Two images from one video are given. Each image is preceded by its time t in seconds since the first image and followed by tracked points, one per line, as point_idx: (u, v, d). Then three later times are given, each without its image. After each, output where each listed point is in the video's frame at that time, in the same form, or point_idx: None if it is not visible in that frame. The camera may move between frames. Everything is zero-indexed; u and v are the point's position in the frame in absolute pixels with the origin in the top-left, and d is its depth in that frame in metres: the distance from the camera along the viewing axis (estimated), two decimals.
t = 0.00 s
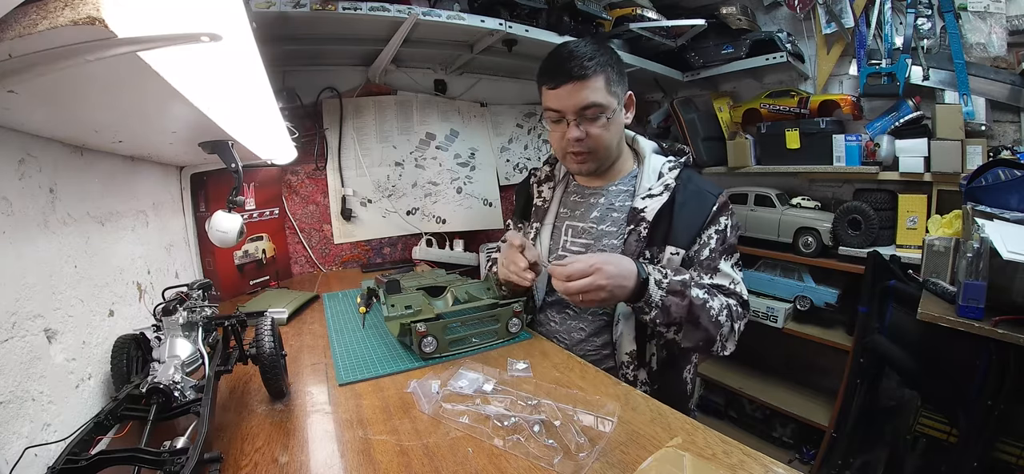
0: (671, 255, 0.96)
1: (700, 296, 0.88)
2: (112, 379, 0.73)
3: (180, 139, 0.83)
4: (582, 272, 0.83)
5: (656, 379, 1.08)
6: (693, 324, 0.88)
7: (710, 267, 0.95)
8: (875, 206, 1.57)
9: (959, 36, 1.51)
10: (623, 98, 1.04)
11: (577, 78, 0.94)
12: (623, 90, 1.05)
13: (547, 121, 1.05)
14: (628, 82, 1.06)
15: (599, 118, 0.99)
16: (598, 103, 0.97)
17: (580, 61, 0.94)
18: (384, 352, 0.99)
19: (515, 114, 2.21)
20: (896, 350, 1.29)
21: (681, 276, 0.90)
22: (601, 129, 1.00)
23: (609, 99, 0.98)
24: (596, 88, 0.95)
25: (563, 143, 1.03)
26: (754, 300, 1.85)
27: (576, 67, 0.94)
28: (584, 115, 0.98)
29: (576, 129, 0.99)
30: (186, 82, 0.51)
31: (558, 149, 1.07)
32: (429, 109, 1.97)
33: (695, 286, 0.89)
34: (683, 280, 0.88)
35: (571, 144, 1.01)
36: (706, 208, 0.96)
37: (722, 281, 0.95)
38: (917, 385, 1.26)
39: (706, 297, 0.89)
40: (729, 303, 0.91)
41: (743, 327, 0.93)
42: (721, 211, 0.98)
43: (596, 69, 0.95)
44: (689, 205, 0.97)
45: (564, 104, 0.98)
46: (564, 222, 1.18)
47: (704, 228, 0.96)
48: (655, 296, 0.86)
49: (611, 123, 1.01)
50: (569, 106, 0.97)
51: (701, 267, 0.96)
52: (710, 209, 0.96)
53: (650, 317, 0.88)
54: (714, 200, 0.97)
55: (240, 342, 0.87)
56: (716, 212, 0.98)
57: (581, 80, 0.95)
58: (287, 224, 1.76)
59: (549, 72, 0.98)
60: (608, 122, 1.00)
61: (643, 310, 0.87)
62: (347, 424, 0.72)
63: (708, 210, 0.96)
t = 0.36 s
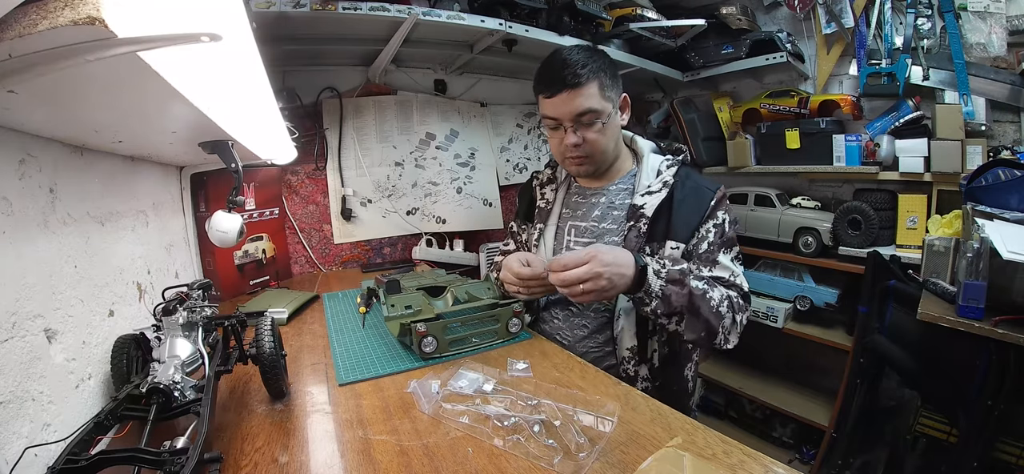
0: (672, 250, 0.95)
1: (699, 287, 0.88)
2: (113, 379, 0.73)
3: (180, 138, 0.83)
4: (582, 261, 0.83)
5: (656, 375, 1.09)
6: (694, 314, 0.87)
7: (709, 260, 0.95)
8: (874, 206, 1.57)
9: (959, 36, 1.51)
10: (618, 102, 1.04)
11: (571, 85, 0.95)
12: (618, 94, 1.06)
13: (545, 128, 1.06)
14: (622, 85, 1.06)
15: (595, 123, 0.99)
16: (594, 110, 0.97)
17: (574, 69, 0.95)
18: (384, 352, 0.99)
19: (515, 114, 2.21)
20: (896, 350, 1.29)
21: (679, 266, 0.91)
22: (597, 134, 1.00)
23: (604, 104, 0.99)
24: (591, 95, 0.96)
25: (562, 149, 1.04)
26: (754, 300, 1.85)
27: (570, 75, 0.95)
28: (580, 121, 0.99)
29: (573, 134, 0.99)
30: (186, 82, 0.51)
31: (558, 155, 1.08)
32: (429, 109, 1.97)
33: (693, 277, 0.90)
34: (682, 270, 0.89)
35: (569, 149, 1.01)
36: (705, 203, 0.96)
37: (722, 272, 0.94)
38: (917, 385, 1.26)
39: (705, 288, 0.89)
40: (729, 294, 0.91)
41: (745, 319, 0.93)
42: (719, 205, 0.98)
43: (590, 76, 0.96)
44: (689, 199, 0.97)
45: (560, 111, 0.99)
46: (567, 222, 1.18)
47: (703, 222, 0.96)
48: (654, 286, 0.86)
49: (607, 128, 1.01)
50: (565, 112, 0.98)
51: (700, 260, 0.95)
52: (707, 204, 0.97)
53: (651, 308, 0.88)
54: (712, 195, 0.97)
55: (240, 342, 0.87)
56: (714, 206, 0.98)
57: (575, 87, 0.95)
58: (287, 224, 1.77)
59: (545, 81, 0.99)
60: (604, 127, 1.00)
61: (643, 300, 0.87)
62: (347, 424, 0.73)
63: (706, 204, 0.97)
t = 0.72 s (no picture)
0: (668, 252, 0.96)
1: (691, 299, 0.88)
2: (113, 379, 0.73)
3: (180, 139, 0.83)
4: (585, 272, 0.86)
5: (654, 374, 1.08)
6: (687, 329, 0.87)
7: (704, 265, 0.96)
8: (874, 206, 1.57)
9: (959, 36, 1.51)
10: (613, 99, 1.05)
11: (564, 79, 0.96)
12: (614, 91, 1.06)
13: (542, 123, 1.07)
14: (619, 84, 1.06)
15: (588, 117, 0.99)
16: (585, 102, 0.97)
17: (567, 64, 0.96)
18: (384, 352, 0.99)
19: (515, 114, 2.21)
20: (895, 350, 1.29)
21: (671, 281, 0.91)
22: (590, 127, 1.00)
23: (597, 98, 0.99)
24: (584, 88, 0.97)
25: (556, 143, 1.04)
26: (754, 300, 1.85)
27: (564, 69, 0.96)
28: (573, 114, 0.99)
29: (566, 127, 1.00)
30: (186, 82, 0.51)
31: (553, 150, 1.08)
32: (429, 109, 1.97)
33: (686, 289, 0.90)
34: (674, 285, 0.89)
35: (562, 143, 1.02)
36: (701, 205, 0.96)
37: (717, 279, 0.95)
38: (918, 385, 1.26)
39: (698, 300, 0.89)
40: (722, 303, 0.91)
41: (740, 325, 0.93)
42: (716, 208, 0.97)
43: (583, 70, 0.97)
44: (683, 203, 0.97)
45: (553, 105, 1.00)
46: (565, 222, 1.18)
47: (699, 225, 0.96)
48: (646, 304, 0.87)
49: (600, 121, 1.01)
50: (557, 106, 0.99)
51: (696, 266, 0.96)
52: (705, 205, 0.96)
53: (644, 326, 0.89)
54: (710, 198, 0.96)
55: (240, 342, 0.87)
56: (712, 209, 0.97)
57: (569, 80, 0.96)
58: (287, 224, 1.76)
59: (540, 76, 1.00)
60: (597, 121, 1.00)
61: (637, 319, 0.88)
62: (347, 424, 0.73)
63: (703, 206, 0.96)
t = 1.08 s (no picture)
0: (668, 252, 0.96)
1: (689, 299, 0.88)
2: (113, 379, 0.73)
3: (181, 139, 0.83)
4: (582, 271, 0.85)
5: (653, 374, 1.07)
6: (685, 329, 0.87)
7: (703, 264, 0.95)
8: (874, 206, 1.57)
9: (959, 36, 1.51)
10: (614, 100, 1.04)
11: (564, 81, 0.96)
12: (614, 92, 1.05)
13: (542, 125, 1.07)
14: (619, 84, 1.06)
15: (589, 119, 0.99)
16: (586, 105, 0.97)
17: (567, 66, 0.96)
18: (384, 352, 0.99)
19: (515, 114, 2.22)
20: (895, 350, 1.30)
21: (669, 281, 0.90)
22: (591, 129, 1.00)
23: (598, 100, 0.99)
24: (583, 90, 0.97)
25: (557, 145, 1.04)
26: (754, 300, 1.85)
27: (564, 71, 0.96)
28: (573, 116, 0.99)
29: (567, 130, 1.00)
30: (186, 82, 0.51)
31: (553, 152, 1.08)
32: (429, 109, 1.97)
33: (684, 290, 0.90)
34: (672, 285, 0.89)
35: (563, 145, 1.02)
36: (702, 205, 0.96)
37: (716, 278, 0.94)
38: (918, 385, 1.26)
39: (696, 299, 0.89)
40: (721, 302, 0.91)
41: (738, 325, 0.92)
42: (716, 208, 0.97)
43: (583, 72, 0.97)
44: (684, 203, 0.97)
45: (553, 107, 1.00)
46: (566, 221, 1.18)
47: (700, 225, 0.96)
48: (644, 304, 0.86)
49: (601, 123, 1.01)
50: (558, 108, 0.99)
51: (695, 264, 0.96)
52: (705, 206, 0.96)
53: (642, 326, 0.88)
54: (710, 198, 0.97)
55: (240, 342, 0.87)
56: (712, 209, 0.97)
57: (568, 83, 0.96)
58: (287, 224, 1.76)
59: (540, 78, 1.01)
60: (598, 122, 1.00)
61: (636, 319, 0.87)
62: (347, 424, 0.73)
63: (703, 206, 0.96)
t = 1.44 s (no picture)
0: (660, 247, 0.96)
1: (659, 298, 0.81)
2: (113, 379, 0.73)
3: (181, 139, 0.83)
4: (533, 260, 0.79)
5: (651, 373, 1.06)
6: (652, 328, 0.80)
7: (687, 255, 0.91)
8: (874, 206, 1.57)
9: (959, 36, 1.51)
10: (631, 94, 1.04)
11: (581, 70, 0.97)
12: (632, 87, 1.06)
13: (558, 113, 1.07)
14: (637, 80, 1.07)
15: (604, 109, 0.99)
16: (601, 94, 0.97)
17: (585, 55, 0.97)
18: (385, 352, 0.99)
19: (515, 114, 2.22)
20: (895, 350, 1.30)
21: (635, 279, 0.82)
22: (605, 120, 1.00)
23: (614, 91, 0.99)
24: (601, 79, 0.97)
25: (570, 134, 1.04)
26: (754, 300, 1.85)
27: (581, 60, 0.97)
28: (588, 105, 0.99)
29: (581, 118, 1.00)
30: (186, 82, 0.51)
31: (566, 141, 1.09)
32: (429, 109, 1.97)
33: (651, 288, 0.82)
34: (637, 284, 0.81)
35: (576, 134, 1.02)
36: (701, 205, 0.94)
37: (699, 274, 0.89)
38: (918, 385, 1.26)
39: (668, 299, 0.82)
40: (698, 304, 0.84)
41: (717, 329, 0.85)
42: (716, 208, 0.95)
43: (601, 62, 0.98)
44: (683, 202, 0.96)
45: (570, 95, 1.00)
46: (573, 211, 1.21)
47: (694, 222, 0.94)
48: (601, 302, 0.80)
49: (616, 114, 1.01)
50: (574, 96, 0.99)
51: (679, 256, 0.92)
52: (705, 206, 0.94)
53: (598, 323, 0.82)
54: (711, 198, 0.94)
55: (240, 342, 0.87)
56: (711, 209, 0.94)
57: (585, 71, 0.97)
58: (287, 224, 1.76)
59: (559, 67, 1.02)
60: (613, 113, 1.00)
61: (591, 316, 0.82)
62: (347, 424, 0.73)
63: (702, 206, 0.94)
